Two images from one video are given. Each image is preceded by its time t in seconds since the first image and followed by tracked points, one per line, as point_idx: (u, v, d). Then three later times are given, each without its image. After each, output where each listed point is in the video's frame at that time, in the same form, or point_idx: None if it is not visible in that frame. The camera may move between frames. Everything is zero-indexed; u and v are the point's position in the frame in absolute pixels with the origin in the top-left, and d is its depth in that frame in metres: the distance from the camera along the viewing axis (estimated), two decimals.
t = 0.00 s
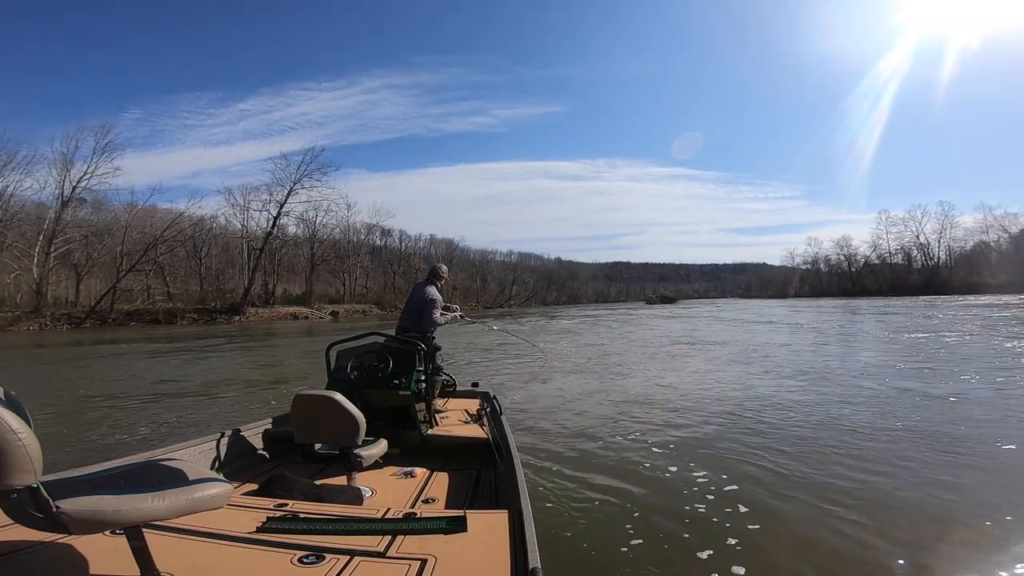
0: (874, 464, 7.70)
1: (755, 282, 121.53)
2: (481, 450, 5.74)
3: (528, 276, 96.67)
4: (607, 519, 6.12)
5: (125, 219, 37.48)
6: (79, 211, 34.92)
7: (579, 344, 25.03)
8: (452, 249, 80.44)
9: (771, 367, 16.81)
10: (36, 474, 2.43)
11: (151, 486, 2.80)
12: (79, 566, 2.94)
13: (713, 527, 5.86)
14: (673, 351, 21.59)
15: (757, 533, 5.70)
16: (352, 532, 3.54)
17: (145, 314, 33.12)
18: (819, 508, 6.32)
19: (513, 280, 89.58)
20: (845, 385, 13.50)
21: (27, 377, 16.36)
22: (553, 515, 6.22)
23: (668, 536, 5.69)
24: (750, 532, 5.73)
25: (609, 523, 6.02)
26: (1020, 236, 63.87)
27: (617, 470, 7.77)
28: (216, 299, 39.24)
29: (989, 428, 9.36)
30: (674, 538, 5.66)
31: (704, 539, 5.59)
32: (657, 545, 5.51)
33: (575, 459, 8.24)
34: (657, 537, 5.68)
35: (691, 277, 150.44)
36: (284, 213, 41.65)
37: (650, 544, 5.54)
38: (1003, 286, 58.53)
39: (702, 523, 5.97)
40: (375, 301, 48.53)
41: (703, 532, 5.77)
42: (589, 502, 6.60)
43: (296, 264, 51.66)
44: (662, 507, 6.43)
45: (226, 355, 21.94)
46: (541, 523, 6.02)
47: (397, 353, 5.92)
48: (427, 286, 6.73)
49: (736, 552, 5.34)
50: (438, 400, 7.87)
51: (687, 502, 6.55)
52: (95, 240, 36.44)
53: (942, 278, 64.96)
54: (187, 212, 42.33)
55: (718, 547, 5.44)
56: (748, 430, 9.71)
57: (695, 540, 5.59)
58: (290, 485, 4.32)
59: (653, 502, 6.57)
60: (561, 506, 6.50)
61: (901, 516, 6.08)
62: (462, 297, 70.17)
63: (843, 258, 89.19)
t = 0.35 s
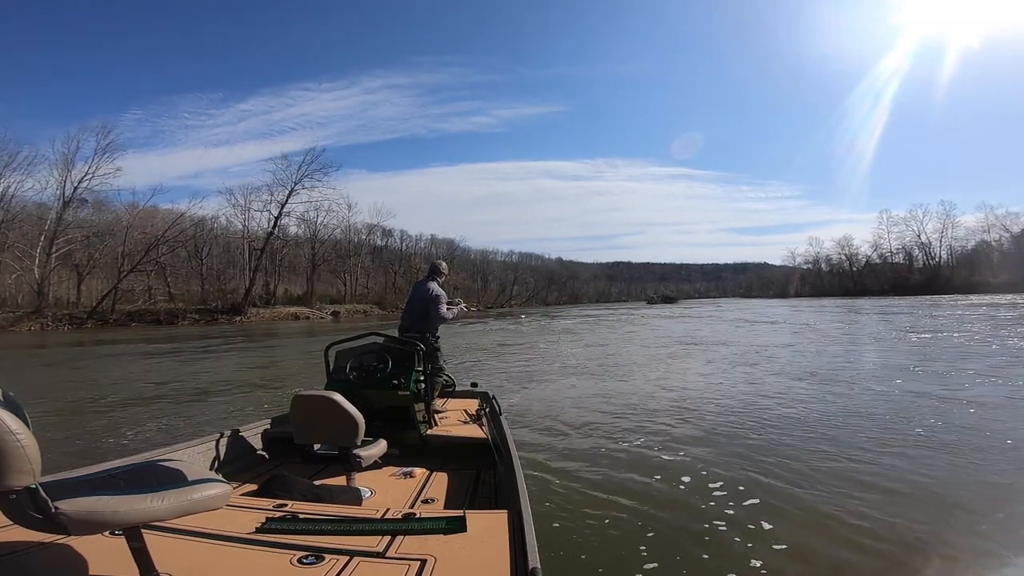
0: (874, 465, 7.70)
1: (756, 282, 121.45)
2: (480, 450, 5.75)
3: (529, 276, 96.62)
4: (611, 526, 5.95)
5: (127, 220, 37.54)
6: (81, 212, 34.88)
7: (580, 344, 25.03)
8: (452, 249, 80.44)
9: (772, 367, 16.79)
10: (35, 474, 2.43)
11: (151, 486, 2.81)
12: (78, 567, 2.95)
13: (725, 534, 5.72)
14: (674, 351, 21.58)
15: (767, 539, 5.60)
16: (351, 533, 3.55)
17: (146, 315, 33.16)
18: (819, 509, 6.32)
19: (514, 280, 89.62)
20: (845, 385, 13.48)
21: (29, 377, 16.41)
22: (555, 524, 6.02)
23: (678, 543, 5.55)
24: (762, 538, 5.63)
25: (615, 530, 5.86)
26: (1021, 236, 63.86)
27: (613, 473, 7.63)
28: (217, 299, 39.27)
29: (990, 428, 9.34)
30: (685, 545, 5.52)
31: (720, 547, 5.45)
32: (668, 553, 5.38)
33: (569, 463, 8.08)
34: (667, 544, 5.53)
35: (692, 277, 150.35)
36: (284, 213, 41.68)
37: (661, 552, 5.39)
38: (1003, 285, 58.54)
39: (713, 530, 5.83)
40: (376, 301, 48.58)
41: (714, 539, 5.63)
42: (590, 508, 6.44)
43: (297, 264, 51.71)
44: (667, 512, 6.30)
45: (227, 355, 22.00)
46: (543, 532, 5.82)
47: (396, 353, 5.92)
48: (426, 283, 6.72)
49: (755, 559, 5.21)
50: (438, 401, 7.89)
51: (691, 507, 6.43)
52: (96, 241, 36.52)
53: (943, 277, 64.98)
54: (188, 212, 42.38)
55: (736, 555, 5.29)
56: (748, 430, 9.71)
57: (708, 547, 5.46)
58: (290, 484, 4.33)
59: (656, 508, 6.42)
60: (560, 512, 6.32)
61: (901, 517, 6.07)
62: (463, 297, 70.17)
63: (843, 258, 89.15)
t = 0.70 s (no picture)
0: (874, 465, 7.69)
1: (757, 282, 121.40)
2: (479, 450, 5.75)
3: (529, 276, 96.62)
4: (612, 533, 5.77)
5: (128, 220, 37.60)
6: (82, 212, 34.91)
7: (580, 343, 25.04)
8: (453, 249, 80.48)
9: (771, 367, 16.80)
10: (33, 472, 2.44)
11: (149, 484, 2.81)
12: (76, 564, 2.95)
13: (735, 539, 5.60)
14: (674, 351, 21.57)
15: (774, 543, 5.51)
16: (348, 532, 3.55)
17: (147, 315, 33.19)
18: (819, 509, 6.32)
19: (514, 280, 89.63)
20: (845, 385, 13.47)
21: (30, 377, 16.44)
22: (554, 533, 5.80)
23: (685, 550, 5.39)
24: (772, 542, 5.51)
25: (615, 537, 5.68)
26: (1021, 235, 63.86)
27: (604, 477, 7.49)
28: (217, 300, 39.30)
29: (989, 428, 9.33)
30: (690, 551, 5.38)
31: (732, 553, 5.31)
32: (680, 558, 5.25)
33: (560, 467, 7.91)
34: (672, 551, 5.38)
35: (693, 277, 150.36)
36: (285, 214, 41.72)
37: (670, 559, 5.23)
38: (1004, 285, 58.53)
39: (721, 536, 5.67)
40: (376, 301, 48.60)
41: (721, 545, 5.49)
42: (588, 515, 6.25)
43: (298, 265, 51.73)
44: (668, 518, 6.16)
45: (227, 355, 22.04)
46: (542, 541, 5.62)
47: (396, 352, 5.92)
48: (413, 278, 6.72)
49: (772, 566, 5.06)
50: (437, 400, 7.89)
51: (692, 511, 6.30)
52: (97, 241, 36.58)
53: (944, 277, 64.95)
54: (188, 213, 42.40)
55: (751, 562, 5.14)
56: (747, 430, 9.71)
57: (718, 555, 5.30)
58: (288, 483, 4.33)
59: (656, 513, 6.28)
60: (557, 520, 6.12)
61: (901, 517, 6.06)
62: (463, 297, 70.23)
63: (844, 258, 89.11)
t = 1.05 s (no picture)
0: (876, 464, 7.68)
1: (756, 281, 121.41)
2: (481, 450, 5.75)
3: (529, 276, 96.64)
4: (616, 538, 5.66)
5: (127, 221, 37.59)
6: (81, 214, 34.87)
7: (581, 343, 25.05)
8: (453, 249, 80.51)
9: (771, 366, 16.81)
10: (37, 473, 2.44)
11: (152, 485, 2.81)
12: (79, 566, 2.95)
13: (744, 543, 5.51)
14: (674, 351, 21.58)
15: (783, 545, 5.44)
16: (351, 532, 3.55)
17: (147, 317, 33.17)
18: (821, 508, 6.32)
19: (514, 280, 89.67)
20: (845, 385, 13.47)
21: (31, 378, 16.47)
22: (556, 538, 5.67)
23: (698, 553, 5.32)
24: (780, 545, 5.45)
25: (620, 542, 5.57)
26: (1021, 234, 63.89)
27: (602, 479, 7.40)
28: (217, 301, 39.27)
29: (991, 427, 9.33)
30: (698, 556, 5.29)
31: (744, 558, 5.21)
32: (698, 559, 5.22)
33: (556, 469, 7.80)
34: (679, 556, 5.29)
35: (692, 276, 150.28)
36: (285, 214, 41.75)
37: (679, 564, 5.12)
38: (1004, 284, 58.54)
39: (728, 541, 5.58)
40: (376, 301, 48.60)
41: (729, 549, 5.40)
42: (592, 518, 6.17)
43: (297, 265, 51.72)
44: (673, 521, 6.08)
45: (228, 356, 22.05)
46: (546, 546, 5.51)
47: (397, 352, 5.93)
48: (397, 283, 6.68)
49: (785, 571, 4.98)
50: (439, 399, 7.89)
51: (696, 514, 6.23)
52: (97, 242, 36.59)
53: (944, 276, 64.96)
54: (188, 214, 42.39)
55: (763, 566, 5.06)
56: (748, 429, 9.71)
57: (732, 557, 5.24)
58: (291, 484, 4.33)
59: (660, 516, 6.18)
60: (557, 525, 5.99)
61: (904, 517, 6.05)
62: (463, 297, 70.21)
63: (844, 257, 89.13)
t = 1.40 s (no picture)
0: (878, 465, 7.67)
1: (756, 283, 121.52)
2: (483, 451, 5.74)
3: (528, 276, 96.65)
4: (618, 538, 5.63)
5: (126, 219, 37.54)
6: (81, 211, 34.67)
7: (580, 344, 25.07)
8: (452, 248, 80.49)
9: (771, 367, 16.85)
10: (42, 481, 2.42)
11: (157, 490, 2.79)
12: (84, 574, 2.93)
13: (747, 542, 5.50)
14: (674, 352, 21.55)
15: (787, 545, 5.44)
16: (357, 535, 3.54)
17: (146, 315, 33.11)
18: (825, 510, 6.31)
19: (513, 280, 89.70)
20: (846, 386, 13.46)
21: (30, 378, 16.43)
22: (557, 540, 5.62)
23: (712, 551, 5.33)
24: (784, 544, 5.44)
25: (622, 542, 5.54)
26: (1020, 236, 64.02)
27: (599, 480, 7.36)
28: (216, 300, 39.19)
29: (993, 428, 9.31)
30: (701, 556, 5.27)
31: (747, 558, 5.19)
32: (713, 556, 5.24)
33: (552, 471, 7.74)
34: (683, 555, 5.26)
35: (691, 277, 150.29)
36: (284, 213, 41.71)
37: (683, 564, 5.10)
38: (1003, 286, 58.64)
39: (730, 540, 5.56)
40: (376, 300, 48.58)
41: (732, 548, 5.39)
42: (599, 518, 6.15)
43: (297, 264, 51.66)
44: (682, 519, 6.08)
45: (228, 355, 22.01)
46: (557, 547, 5.46)
47: (397, 355, 5.92)
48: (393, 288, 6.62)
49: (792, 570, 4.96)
50: (440, 402, 7.87)
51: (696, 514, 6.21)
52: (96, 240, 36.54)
53: (943, 278, 65.04)
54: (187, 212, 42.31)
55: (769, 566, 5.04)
56: (750, 430, 9.69)
57: (747, 555, 5.26)
58: (295, 488, 4.31)
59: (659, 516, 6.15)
60: (557, 526, 5.95)
61: (908, 517, 6.04)
62: (462, 297, 70.18)
63: (843, 259, 89.23)
